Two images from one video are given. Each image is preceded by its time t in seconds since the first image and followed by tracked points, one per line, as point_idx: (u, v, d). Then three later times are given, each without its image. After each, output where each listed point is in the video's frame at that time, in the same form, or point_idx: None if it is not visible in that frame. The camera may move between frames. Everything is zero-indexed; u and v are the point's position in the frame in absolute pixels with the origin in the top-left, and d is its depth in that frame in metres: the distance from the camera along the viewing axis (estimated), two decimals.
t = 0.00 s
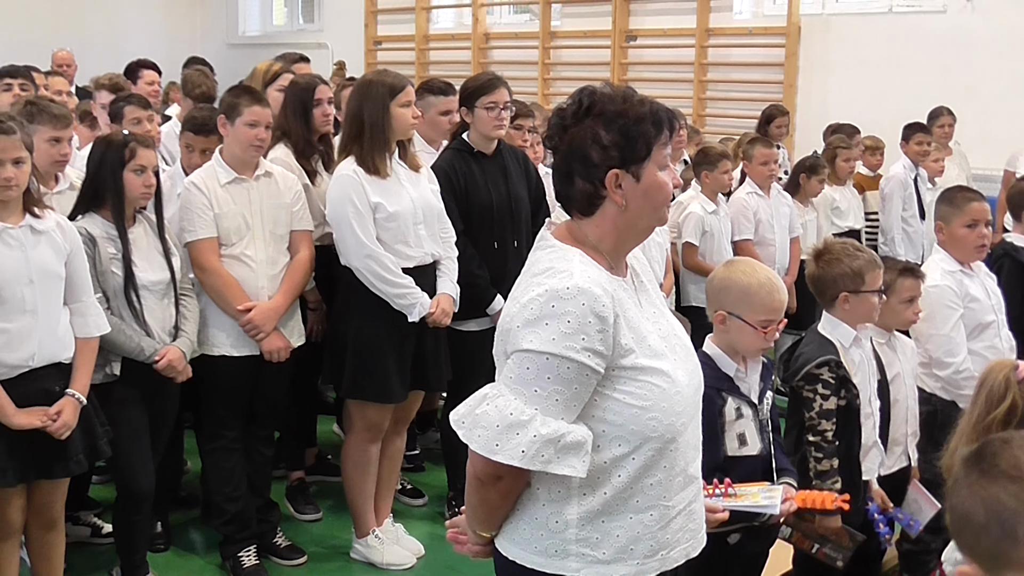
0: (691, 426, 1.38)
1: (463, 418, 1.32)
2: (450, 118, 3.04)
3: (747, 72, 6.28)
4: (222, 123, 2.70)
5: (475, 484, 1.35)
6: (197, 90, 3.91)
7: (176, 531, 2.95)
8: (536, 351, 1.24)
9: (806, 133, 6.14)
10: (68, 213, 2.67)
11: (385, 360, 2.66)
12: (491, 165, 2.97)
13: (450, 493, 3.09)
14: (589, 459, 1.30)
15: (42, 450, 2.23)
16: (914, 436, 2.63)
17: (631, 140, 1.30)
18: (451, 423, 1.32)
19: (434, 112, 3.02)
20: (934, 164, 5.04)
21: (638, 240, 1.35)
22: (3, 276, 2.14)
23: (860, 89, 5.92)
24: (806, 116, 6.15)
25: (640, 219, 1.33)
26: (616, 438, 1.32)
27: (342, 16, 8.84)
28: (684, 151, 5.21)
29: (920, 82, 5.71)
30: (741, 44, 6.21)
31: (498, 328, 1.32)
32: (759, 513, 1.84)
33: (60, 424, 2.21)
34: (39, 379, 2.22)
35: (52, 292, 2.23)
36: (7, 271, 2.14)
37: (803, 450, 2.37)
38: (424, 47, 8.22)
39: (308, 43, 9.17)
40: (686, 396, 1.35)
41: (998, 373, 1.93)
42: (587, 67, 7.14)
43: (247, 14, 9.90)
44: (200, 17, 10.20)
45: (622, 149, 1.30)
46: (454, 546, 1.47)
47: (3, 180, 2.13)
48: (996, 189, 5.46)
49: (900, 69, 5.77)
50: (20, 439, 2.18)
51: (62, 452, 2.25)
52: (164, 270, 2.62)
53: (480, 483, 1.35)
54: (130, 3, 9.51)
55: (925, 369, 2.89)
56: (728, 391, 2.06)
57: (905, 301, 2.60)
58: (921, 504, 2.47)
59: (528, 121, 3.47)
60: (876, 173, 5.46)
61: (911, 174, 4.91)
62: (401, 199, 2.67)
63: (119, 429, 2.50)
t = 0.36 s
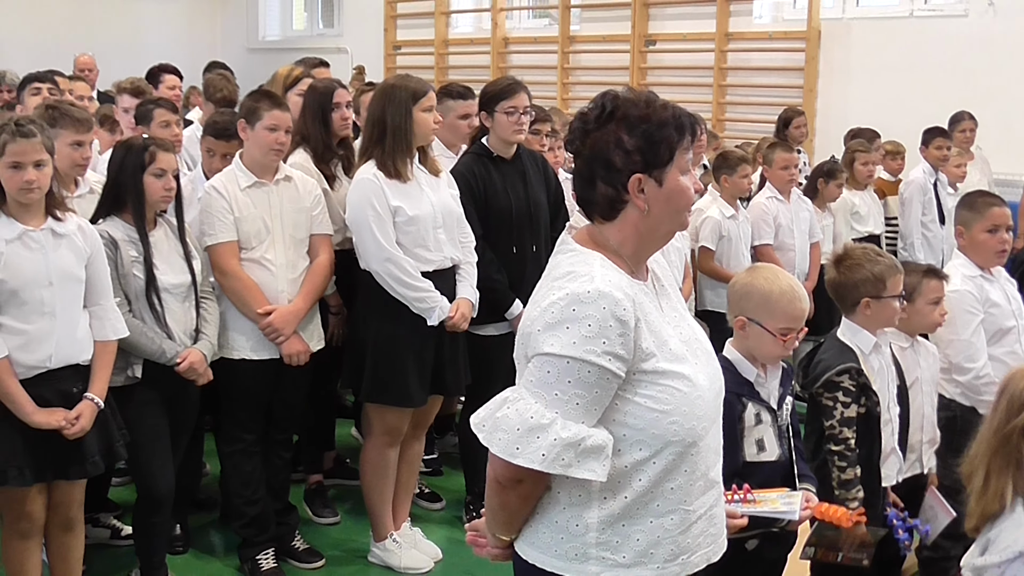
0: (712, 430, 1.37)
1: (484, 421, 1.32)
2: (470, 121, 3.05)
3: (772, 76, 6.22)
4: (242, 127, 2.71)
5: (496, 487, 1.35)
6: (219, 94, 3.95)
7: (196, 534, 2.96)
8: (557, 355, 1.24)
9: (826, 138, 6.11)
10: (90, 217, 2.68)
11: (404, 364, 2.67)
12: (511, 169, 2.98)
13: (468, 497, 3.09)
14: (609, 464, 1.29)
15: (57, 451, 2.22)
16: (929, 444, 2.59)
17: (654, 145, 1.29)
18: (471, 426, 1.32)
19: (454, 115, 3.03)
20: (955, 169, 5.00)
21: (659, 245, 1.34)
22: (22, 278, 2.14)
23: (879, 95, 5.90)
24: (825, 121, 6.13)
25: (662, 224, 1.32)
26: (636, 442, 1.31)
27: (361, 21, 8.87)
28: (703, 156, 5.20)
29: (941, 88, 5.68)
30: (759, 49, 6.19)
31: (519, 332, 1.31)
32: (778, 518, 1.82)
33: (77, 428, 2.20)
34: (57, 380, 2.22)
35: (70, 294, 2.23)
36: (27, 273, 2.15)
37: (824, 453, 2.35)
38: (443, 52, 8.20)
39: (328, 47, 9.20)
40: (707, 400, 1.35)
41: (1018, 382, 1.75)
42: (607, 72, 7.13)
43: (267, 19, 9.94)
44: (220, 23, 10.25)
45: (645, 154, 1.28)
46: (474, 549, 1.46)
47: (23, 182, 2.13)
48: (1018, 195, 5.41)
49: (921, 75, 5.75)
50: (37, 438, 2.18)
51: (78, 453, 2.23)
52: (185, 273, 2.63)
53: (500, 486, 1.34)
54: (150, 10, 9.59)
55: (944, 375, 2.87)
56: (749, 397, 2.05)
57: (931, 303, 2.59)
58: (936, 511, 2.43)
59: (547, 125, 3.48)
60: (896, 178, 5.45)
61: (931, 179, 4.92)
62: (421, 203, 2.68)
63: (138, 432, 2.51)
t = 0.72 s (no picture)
0: (731, 433, 1.36)
1: (503, 423, 1.30)
2: (489, 124, 3.06)
3: (790, 79, 6.21)
4: (262, 130, 2.72)
5: (515, 490, 1.34)
6: (239, 97, 3.99)
7: (214, 535, 2.97)
8: (577, 357, 1.22)
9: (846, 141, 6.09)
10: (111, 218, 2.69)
11: (422, 367, 2.67)
12: (529, 172, 2.99)
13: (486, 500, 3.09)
14: (629, 467, 1.28)
15: (76, 451, 2.21)
16: (953, 447, 2.58)
17: (677, 149, 1.28)
18: (490, 428, 1.30)
19: (472, 118, 3.04)
20: (976, 172, 5.02)
21: (680, 248, 1.33)
22: (43, 280, 2.15)
23: (899, 98, 5.88)
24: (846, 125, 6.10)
25: (683, 228, 1.30)
26: (656, 445, 1.30)
27: (381, 24, 8.89)
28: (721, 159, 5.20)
29: (961, 90, 5.65)
30: (778, 51, 6.18)
31: (538, 334, 1.30)
32: (796, 524, 1.80)
33: (96, 430, 2.20)
34: (76, 381, 2.22)
35: (90, 296, 2.23)
36: (48, 275, 2.16)
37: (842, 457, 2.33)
38: (462, 55, 8.21)
39: (347, 50, 9.22)
40: (726, 403, 1.33)
41: None
42: (626, 75, 7.11)
43: (286, 22, 9.98)
44: (240, 26, 10.29)
45: (667, 157, 1.27)
46: (492, 552, 1.47)
47: (43, 183, 2.14)
48: None
49: (941, 77, 5.72)
50: (56, 437, 2.18)
51: (97, 453, 2.23)
52: (204, 275, 2.64)
53: (520, 489, 1.33)
54: (171, 13, 9.65)
55: (964, 377, 2.86)
56: (765, 401, 2.01)
57: (957, 308, 2.58)
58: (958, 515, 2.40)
59: (564, 128, 3.49)
60: (917, 181, 5.43)
61: (950, 182, 4.92)
62: (440, 206, 2.68)
63: (157, 433, 2.52)
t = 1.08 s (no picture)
0: (747, 440, 1.34)
1: (518, 429, 1.28)
2: (505, 130, 3.08)
3: (804, 85, 6.22)
4: (279, 134, 2.73)
5: (529, 495, 1.32)
6: (257, 103, 4.02)
7: (229, 539, 2.97)
8: (592, 363, 1.21)
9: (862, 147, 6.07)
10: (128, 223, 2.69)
11: (438, 372, 2.67)
12: (546, 178, 2.99)
13: (501, 506, 3.09)
14: (645, 473, 1.26)
15: (90, 454, 2.21)
16: (973, 454, 2.56)
17: (692, 154, 1.26)
18: (505, 434, 1.29)
19: (489, 124, 3.06)
20: (995, 179, 5.04)
21: (696, 254, 1.32)
22: (61, 283, 2.15)
23: (916, 103, 5.87)
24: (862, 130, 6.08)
25: (698, 234, 1.29)
26: (672, 452, 1.28)
27: (396, 29, 8.91)
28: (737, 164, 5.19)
29: (978, 96, 5.64)
30: (794, 57, 6.17)
31: (554, 340, 1.29)
32: (816, 531, 1.76)
33: (109, 434, 2.20)
34: (92, 383, 2.22)
35: (106, 299, 2.22)
36: (65, 279, 2.15)
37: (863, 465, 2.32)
38: (478, 60, 8.22)
39: (363, 55, 9.25)
40: (743, 410, 1.32)
41: None
42: (642, 80, 7.09)
43: (302, 27, 10.01)
44: (256, 32, 10.34)
45: (683, 162, 1.26)
46: (507, 558, 1.45)
47: (54, 188, 2.13)
48: None
49: (958, 83, 5.71)
50: (72, 439, 2.19)
51: (113, 455, 2.24)
52: (221, 280, 2.64)
53: (534, 495, 1.32)
54: (189, 19, 9.69)
55: (983, 384, 2.85)
56: (782, 409, 1.96)
57: (976, 316, 2.58)
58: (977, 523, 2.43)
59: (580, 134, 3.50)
60: (934, 187, 5.41)
61: (969, 188, 4.90)
62: (457, 211, 2.69)
63: (173, 437, 2.52)
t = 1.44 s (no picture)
0: (760, 443, 1.33)
1: (532, 431, 1.29)
2: (519, 132, 3.09)
3: (818, 87, 6.20)
4: (293, 136, 2.73)
5: (542, 498, 1.32)
6: (272, 105, 4.04)
7: (242, 541, 2.98)
8: (605, 366, 1.21)
9: (877, 149, 6.06)
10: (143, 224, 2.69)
11: (450, 374, 2.67)
12: (560, 180, 2.99)
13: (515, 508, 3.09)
14: (658, 476, 1.26)
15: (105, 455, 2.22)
16: (990, 458, 2.55)
17: (705, 157, 1.26)
18: (519, 436, 1.30)
19: (502, 126, 3.06)
20: (1012, 181, 5.02)
21: (709, 257, 1.31)
22: (76, 284, 2.15)
23: (931, 105, 5.85)
24: (876, 132, 6.06)
25: (711, 237, 1.29)
26: (685, 454, 1.28)
27: (410, 31, 8.92)
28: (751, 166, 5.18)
29: (993, 98, 5.62)
30: (809, 59, 6.16)
31: (567, 343, 1.29)
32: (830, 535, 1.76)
33: (124, 435, 2.21)
34: (106, 384, 2.23)
35: (121, 300, 2.23)
36: (81, 280, 2.16)
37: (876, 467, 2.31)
38: (491, 62, 8.23)
39: (377, 58, 9.26)
40: (757, 413, 1.31)
41: None
42: (656, 83, 7.08)
43: (317, 30, 10.05)
44: (270, 35, 10.37)
45: (695, 165, 1.26)
46: (521, 560, 1.45)
47: (72, 190, 2.13)
48: None
49: (973, 85, 5.69)
50: (88, 439, 2.20)
51: (127, 455, 2.24)
52: (235, 282, 2.65)
53: (547, 497, 1.32)
54: (203, 22, 9.73)
55: (1000, 388, 2.84)
56: (797, 412, 1.95)
57: (991, 319, 2.57)
58: (992, 526, 2.34)
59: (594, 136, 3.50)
60: (950, 189, 5.39)
61: (986, 190, 4.89)
62: (470, 213, 2.69)
63: (187, 438, 2.53)
